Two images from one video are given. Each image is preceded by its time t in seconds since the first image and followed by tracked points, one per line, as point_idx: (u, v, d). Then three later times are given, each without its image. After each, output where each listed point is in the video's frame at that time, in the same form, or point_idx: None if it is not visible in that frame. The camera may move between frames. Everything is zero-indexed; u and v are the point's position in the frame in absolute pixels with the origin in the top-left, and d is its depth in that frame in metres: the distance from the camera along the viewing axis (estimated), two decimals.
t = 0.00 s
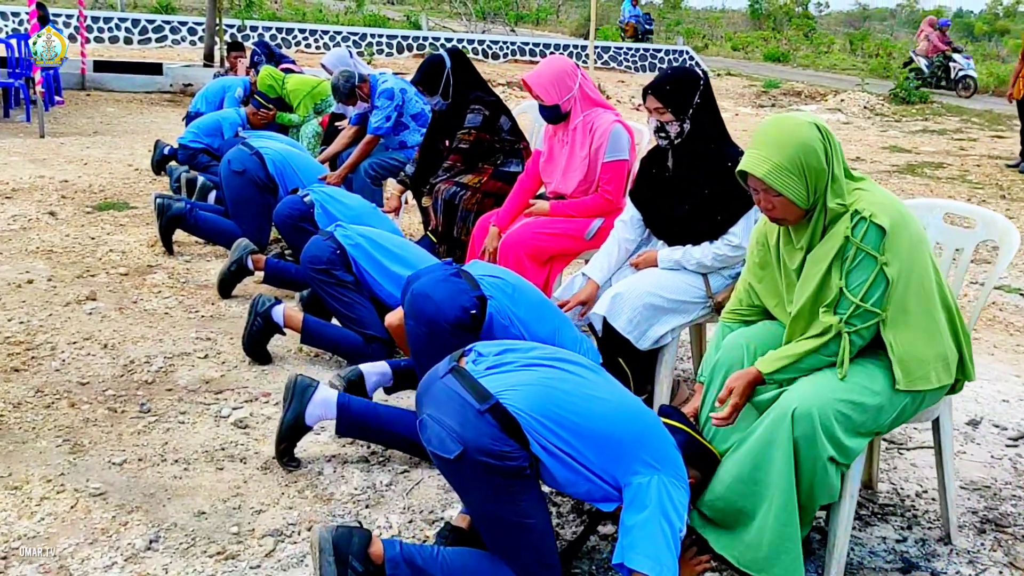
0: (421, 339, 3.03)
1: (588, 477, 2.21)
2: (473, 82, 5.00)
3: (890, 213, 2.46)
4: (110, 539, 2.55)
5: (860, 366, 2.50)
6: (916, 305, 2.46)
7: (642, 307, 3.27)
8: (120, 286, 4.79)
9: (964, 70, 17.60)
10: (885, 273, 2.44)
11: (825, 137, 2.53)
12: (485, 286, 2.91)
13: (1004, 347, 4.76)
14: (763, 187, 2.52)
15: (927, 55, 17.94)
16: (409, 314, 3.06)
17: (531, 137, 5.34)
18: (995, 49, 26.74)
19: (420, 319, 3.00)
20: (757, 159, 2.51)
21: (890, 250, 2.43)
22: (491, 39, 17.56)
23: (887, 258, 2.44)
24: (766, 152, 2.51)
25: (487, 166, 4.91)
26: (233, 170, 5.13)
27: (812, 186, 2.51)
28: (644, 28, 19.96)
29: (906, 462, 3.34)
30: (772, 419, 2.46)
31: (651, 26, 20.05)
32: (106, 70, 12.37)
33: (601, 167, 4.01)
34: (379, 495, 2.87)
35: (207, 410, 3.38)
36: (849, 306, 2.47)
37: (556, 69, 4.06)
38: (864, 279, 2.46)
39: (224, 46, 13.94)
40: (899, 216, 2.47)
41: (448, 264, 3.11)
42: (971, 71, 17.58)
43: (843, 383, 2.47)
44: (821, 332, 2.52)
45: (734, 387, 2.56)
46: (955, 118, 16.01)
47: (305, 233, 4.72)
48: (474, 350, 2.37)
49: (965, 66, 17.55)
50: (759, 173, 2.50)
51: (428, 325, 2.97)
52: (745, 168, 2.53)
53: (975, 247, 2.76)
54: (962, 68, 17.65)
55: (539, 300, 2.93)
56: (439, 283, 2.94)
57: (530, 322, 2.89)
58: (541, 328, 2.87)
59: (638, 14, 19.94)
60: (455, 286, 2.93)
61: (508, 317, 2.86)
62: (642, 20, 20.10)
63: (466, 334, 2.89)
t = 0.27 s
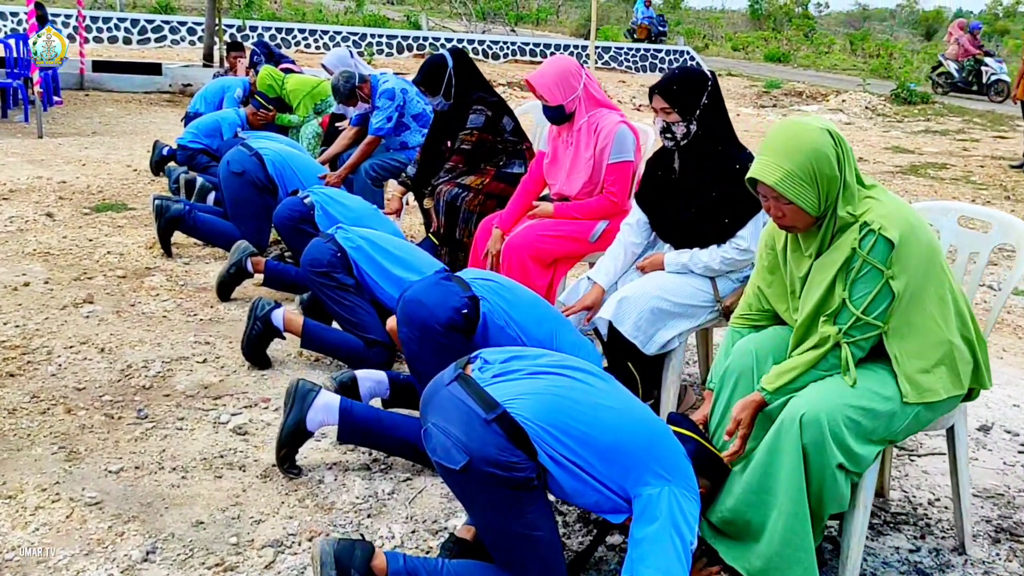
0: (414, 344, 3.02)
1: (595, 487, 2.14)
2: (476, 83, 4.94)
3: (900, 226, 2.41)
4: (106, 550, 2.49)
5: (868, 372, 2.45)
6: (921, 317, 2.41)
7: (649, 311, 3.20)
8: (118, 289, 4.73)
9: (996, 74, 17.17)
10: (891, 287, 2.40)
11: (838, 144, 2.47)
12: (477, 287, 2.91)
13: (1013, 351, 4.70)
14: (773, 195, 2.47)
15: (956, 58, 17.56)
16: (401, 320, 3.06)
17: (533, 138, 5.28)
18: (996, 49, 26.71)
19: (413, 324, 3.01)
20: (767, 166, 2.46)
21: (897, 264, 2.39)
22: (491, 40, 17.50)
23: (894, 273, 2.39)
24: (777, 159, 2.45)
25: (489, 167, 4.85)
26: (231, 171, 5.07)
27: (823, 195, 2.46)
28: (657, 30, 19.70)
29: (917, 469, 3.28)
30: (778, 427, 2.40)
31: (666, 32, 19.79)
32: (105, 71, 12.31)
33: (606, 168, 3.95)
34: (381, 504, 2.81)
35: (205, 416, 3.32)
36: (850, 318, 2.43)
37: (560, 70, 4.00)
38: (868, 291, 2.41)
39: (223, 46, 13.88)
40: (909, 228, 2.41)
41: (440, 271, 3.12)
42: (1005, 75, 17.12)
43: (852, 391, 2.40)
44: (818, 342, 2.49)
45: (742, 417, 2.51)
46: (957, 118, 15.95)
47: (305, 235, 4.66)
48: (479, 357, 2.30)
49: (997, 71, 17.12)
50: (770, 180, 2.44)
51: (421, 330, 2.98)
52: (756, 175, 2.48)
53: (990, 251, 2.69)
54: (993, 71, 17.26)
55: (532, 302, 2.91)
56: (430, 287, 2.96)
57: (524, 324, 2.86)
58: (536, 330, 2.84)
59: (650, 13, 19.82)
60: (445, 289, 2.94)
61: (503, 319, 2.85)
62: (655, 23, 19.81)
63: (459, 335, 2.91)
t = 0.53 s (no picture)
0: (412, 352, 2.99)
1: (603, 499, 2.08)
2: (478, 84, 4.89)
3: (908, 242, 2.31)
4: (103, 563, 2.44)
5: (875, 377, 2.37)
6: (929, 331, 2.33)
7: (655, 316, 3.15)
8: (116, 292, 4.68)
9: None
10: (896, 304, 2.31)
11: (847, 157, 2.37)
12: (471, 291, 2.90)
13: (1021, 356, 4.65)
14: (778, 209, 2.39)
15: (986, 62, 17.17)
16: (398, 328, 3.03)
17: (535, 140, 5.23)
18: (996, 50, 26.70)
19: (409, 332, 2.98)
20: (772, 180, 2.37)
21: (904, 281, 2.30)
22: (491, 40, 17.45)
23: (899, 290, 2.30)
24: (783, 172, 2.37)
25: (491, 170, 4.80)
26: (230, 173, 5.02)
27: (830, 209, 2.37)
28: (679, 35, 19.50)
29: (927, 477, 3.23)
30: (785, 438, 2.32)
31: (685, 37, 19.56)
32: (104, 71, 12.26)
33: (610, 171, 3.91)
34: (383, 514, 2.76)
35: (204, 423, 3.27)
36: (853, 334, 2.36)
37: (564, 71, 3.95)
38: (873, 308, 2.33)
39: (223, 47, 13.83)
40: (918, 242, 2.31)
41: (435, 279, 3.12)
42: None
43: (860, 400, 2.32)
44: (818, 358, 2.41)
45: (750, 444, 2.42)
46: (958, 119, 15.90)
47: (306, 238, 4.61)
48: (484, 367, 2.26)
49: None
50: (775, 193, 2.36)
51: (416, 337, 2.95)
52: (761, 188, 2.39)
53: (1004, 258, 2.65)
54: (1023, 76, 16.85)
55: (527, 306, 2.84)
56: (424, 293, 2.96)
57: (521, 327, 2.80)
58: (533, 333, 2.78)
59: (670, 19, 19.48)
60: (440, 295, 2.94)
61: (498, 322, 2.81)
62: (674, 25, 19.36)
63: (457, 340, 2.90)
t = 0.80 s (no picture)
0: (408, 360, 2.95)
1: (610, 512, 2.04)
2: (479, 87, 4.85)
3: (914, 257, 2.21)
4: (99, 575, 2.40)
5: (880, 387, 2.27)
6: (936, 345, 2.24)
7: (660, 322, 3.11)
8: (114, 296, 4.64)
9: None
10: (901, 320, 2.22)
11: (850, 172, 2.27)
12: (466, 297, 2.84)
13: None
14: (780, 224, 2.29)
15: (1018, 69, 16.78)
16: (393, 337, 2.99)
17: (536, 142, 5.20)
18: (994, 51, 26.75)
19: (404, 340, 2.94)
20: (773, 197, 2.28)
21: (909, 296, 2.20)
22: (491, 41, 17.42)
23: (905, 305, 2.21)
24: (785, 187, 2.27)
25: (493, 172, 4.75)
26: (230, 175, 4.98)
27: (833, 225, 2.27)
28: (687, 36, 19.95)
29: (935, 485, 3.19)
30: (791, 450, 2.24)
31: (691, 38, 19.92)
32: (103, 72, 12.22)
33: (613, 174, 3.87)
34: (385, 524, 2.72)
35: (203, 430, 3.23)
36: (857, 350, 2.26)
37: (567, 73, 3.91)
38: (876, 324, 2.24)
39: (222, 48, 13.79)
40: (923, 255, 2.21)
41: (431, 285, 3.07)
42: None
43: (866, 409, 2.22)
44: (820, 373, 2.32)
45: (752, 461, 2.33)
46: (958, 120, 15.88)
47: (306, 242, 4.58)
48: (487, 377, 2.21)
49: None
50: (777, 209, 2.27)
51: (412, 345, 2.91)
52: (762, 204, 2.30)
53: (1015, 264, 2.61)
54: None
55: (522, 311, 2.78)
56: (419, 300, 2.92)
57: (518, 333, 2.74)
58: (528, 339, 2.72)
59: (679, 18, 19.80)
60: (434, 301, 2.89)
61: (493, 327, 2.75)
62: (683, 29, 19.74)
63: (452, 347, 2.86)
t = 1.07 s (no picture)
0: (407, 368, 2.91)
1: (614, 524, 2.00)
2: (480, 89, 4.82)
3: (921, 271, 2.13)
4: None
5: (887, 399, 2.20)
6: (942, 356, 2.18)
7: (663, 329, 3.07)
8: (111, 301, 4.60)
9: None
10: (908, 333, 2.15)
11: (854, 185, 2.18)
12: (465, 304, 2.82)
13: None
14: (782, 239, 2.21)
15: None
16: (392, 346, 2.95)
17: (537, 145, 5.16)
18: (993, 53, 26.76)
19: (403, 349, 2.90)
20: (775, 213, 2.19)
21: (916, 309, 2.13)
22: (490, 43, 17.39)
23: (912, 320, 2.13)
24: (786, 202, 2.19)
25: (494, 176, 4.72)
26: (228, 179, 4.93)
27: (837, 240, 2.19)
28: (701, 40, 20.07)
29: (941, 492, 3.16)
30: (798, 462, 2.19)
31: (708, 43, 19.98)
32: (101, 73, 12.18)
33: (615, 178, 3.83)
34: (385, 534, 2.68)
35: (201, 438, 3.19)
36: (862, 365, 2.19)
37: (568, 76, 3.87)
38: (882, 338, 2.16)
39: (221, 49, 13.76)
40: (930, 268, 2.13)
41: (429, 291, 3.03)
42: None
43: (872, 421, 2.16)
44: (825, 388, 2.25)
45: (757, 477, 2.28)
46: (958, 122, 15.85)
47: (305, 246, 4.54)
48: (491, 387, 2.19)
49: None
50: (778, 226, 2.19)
51: (411, 354, 2.88)
52: (763, 220, 2.21)
53: None
54: None
55: (522, 317, 2.74)
56: (417, 307, 2.88)
57: (518, 339, 2.70)
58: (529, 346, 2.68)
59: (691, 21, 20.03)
60: (432, 309, 2.86)
61: (493, 333, 2.71)
62: (698, 30, 19.63)
63: (453, 355, 2.83)
